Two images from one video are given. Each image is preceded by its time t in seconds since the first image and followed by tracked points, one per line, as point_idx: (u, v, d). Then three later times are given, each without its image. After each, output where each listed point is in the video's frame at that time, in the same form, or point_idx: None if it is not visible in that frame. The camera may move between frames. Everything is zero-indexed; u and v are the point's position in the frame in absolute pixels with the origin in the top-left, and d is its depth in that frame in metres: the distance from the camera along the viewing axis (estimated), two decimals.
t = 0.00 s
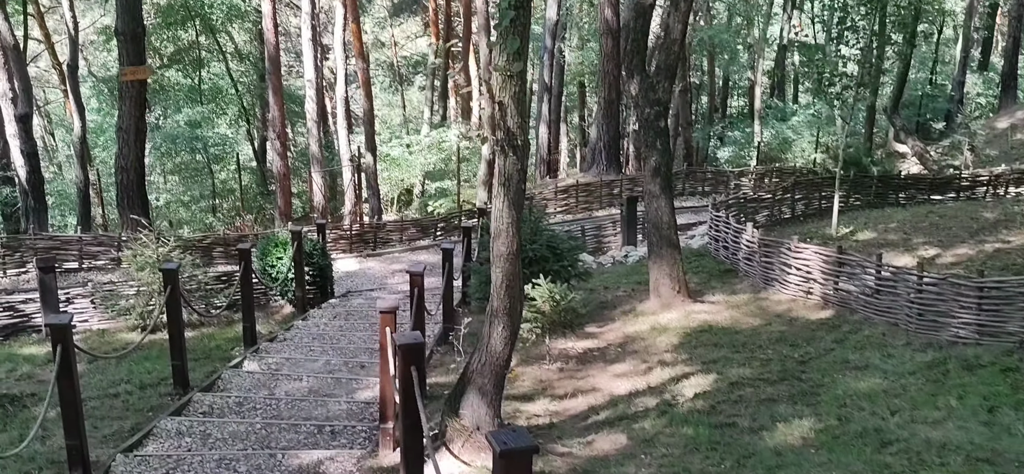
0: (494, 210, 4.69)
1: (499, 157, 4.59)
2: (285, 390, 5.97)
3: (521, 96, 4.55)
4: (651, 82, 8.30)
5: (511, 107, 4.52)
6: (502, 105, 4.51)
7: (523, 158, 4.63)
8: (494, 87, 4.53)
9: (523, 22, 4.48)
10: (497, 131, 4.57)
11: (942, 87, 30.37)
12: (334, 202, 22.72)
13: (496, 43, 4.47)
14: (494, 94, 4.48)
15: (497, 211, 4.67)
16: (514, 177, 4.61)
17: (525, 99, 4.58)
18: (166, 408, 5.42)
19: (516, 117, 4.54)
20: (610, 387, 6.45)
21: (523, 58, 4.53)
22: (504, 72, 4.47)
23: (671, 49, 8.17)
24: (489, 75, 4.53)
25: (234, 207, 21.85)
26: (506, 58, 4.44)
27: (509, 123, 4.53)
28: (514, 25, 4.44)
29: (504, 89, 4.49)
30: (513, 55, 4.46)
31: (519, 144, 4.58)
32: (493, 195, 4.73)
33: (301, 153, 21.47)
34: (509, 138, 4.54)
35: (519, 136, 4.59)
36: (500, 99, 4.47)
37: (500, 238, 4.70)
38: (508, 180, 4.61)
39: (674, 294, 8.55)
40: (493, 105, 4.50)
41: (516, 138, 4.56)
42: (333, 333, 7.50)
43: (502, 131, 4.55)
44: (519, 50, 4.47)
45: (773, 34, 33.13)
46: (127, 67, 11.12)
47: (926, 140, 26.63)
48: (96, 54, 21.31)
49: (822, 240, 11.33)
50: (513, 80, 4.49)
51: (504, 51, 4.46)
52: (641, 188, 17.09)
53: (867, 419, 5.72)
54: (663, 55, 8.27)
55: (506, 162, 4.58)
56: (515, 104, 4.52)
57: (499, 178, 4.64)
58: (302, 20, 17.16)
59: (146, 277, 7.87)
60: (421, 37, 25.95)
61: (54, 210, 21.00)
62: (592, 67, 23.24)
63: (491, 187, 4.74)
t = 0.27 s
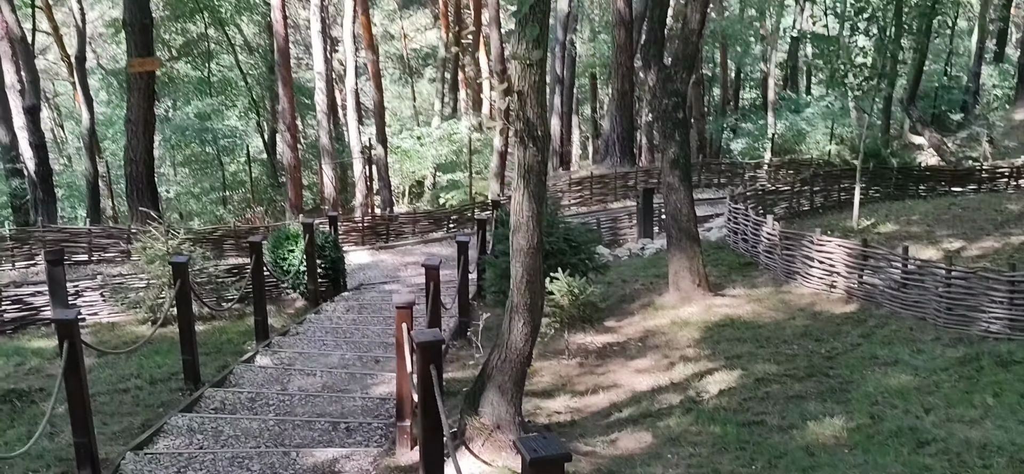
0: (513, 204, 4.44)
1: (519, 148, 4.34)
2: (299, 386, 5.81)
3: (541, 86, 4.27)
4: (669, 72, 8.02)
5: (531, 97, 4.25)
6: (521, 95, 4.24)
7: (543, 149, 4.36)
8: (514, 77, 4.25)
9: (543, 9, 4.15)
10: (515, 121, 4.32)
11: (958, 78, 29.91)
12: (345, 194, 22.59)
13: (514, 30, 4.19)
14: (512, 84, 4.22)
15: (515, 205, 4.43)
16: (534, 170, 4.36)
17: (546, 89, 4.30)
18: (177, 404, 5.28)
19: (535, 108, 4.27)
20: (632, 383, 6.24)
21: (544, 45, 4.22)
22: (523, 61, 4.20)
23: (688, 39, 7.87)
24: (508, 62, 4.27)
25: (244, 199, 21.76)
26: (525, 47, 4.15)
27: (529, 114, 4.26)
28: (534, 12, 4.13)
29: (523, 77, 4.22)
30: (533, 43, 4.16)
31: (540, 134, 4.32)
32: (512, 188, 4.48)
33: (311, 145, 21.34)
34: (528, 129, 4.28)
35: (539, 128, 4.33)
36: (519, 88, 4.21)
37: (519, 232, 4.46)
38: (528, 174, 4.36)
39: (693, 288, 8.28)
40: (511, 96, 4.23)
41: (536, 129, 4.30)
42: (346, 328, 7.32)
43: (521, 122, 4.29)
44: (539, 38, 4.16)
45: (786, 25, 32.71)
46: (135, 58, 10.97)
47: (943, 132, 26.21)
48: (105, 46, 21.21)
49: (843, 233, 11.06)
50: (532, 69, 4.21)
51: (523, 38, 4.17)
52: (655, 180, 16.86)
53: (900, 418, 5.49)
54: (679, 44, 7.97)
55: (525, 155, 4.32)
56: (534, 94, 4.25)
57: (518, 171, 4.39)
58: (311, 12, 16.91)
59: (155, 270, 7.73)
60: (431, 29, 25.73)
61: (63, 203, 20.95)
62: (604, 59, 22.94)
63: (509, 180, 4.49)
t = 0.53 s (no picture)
0: (532, 201, 4.30)
1: (539, 144, 4.20)
2: (310, 383, 5.70)
3: (562, 81, 4.12)
4: (685, 67, 7.86)
5: (552, 92, 4.10)
6: (542, 90, 4.09)
7: (563, 145, 4.21)
8: (535, 71, 4.10)
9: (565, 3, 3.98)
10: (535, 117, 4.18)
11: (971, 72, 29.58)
12: (353, 187, 22.51)
13: (535, 24, 4.02)
14: (533, 79, 4.07)
15: (534, 203, 4.28)
16: (554, 167, 4.21)
17: (567, 83, 4.14)
18: (187, 402, 5.17)
19: (556, 103, 4.12)
20: (649, 381, 6.10)
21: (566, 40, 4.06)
22: (545, 56, 4.04)
23: (706, 33, 7.71)
24: (529, 56, 4.12)
25: (252, 193, 21.70)
26: (547, 41, 3.99)
27: (549, 110, 4.11)
28: (555, 6, 3.95)
29: (545, 72, 4.07)
30: (555, 37, 4.00)
31: (561, 131, 4.18)
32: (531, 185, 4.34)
33: (320, 138, 21.26)
34: (549, 125, 4.14)
35: (560, 124, 4.18)
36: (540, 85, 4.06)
37: (538, 231, 4.31)
38: (548, 171, 4.21)
39: (709, 284, 8.10)
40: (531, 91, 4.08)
41: (557, 124, 4.15)
42: (357, 323, 7.21)
43: (542, 117, 4.15)
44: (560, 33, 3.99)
45: (797, 18, 32.44)
46: (144, 51, 10.88)
47: (956, 125, 25.90)
48: (113, 40, 21.15)
49: (859, 228, 10.87)
50: (554, 63, 4.05)
51: (544, 33, 4.01)
52: (667, 174, 16.71)
53: (927, 418, 5.33)
54: (695, 38, 7.80)
55: (545, 151, 4.19)
56: (555, 89, 4.10)
57: (538, 168, 4.25)
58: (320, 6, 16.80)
59: (164, 265, 7.64)
60: (439, 23, 25.59)
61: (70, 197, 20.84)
62: (614, 52, 22.78)
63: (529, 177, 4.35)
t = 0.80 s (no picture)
0: (552, 196, 4.18)
1: (560, 137, 4.09)
2: (321, 381, 5.59)
3: (585, 72, 3.99)
4: (703, 59, 7.70)
5: (574, 84, 3.98)
6: (565, 81, 3.98)
7: (586, 138, 4.09)
8: (557, 62, 3.98)
9: None
10: (557, 109, 4.07)
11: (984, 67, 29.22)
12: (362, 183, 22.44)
13: (558, 14, 3.89)
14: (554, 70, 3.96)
15: (555, 198, 4.17)
16: (575, 160, 4.09)
17: (590, 75, 4.02)
18: (196, 401, 5.07)
19: (579, 95, 3.99)
20: (666, 379, 5.96)
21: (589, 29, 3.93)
22: (567, 46, 3.91)
23: (724, 25, 7.50)
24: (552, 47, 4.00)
25: (260, 188, 21.67)
26: (569, 31, 3.86)
27: (571, 102, 3.99)
28: None
29: (567, 63, 3.95)
30: (578, 27, 3.86)
31: (583, 123, 4.05)
32: (552, 179, 4.22)
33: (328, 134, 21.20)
34: (571, 117, 4.02)
35: (583, 116, 4.05)
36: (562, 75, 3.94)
37: (558, 226, 4.19)
38: (569, 165, 4.09)
39: (725, 281, 7.93)
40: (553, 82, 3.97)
41: (579, 116, 4.03)
42: (367, 320, 7.10)
43: (564, 110, 4.04)
44: (584, 20, 3.86)
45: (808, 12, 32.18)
46: (153, 45, 10.81)
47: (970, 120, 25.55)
48: (121, 35, 21.12)
49: (876, 223, 10.67)
50: (576, 54, 3.93)
51: (567, 22, 3.88)
52: (680, 168, 16.57)
53: (954, 419, 5.15)
54: (711, 30, 7.63)
55: (567, 144, 4.07)
56: (578, 81, 3.98)
57: (558, 162, 4.12)
58: None
59: (173, 261, 7.55)
60: (448, 17, 25.48)
61: (79, 192, 20.90)
62: (625, 46, 22.62)
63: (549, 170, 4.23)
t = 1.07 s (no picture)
0: (577, 189, 4.06)
1: (586, 128, 3.97)
2: (334, 381, 5.46)
3: (612, 60, 3.90)
4: (722, 51, 7.52)
5: (601, 71, 3.88)
6: (591, 69, 3.88)
7: (612, 128, 3.96)
8: (583, 50, 3.89)
9: None
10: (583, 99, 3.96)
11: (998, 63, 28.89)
12: (370, 179, 22.38)
13: None
14: (580, 58, 3.87)
15: (580, 191, 4.05)
16: (601, 152, 3.96)
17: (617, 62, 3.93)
18: (207, 401, 4.95)
19: (606, 84, 3.90)
20: (687, 380, 5.79)
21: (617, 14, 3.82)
22: (594, 32, 3.81)
23: (744, 17, 7.26)
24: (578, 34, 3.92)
25: (268, 185, 21.61)
26: (596, 16, 3.75)
27: (598, 90, 3.89)
28: None
29: (593, 51, 3.86)
30: (606, 12, 3.76)
31: (610, 113, 3.94)
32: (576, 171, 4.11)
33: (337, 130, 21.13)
34: (597, 107, 3.91)
35: (609, 106, 3.94)
36: (589, 62, 3.85)
37: (582, 221, 4.07)
38: (594, 156, 3.97)
39: (743, 279, 7.75)
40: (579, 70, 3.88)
41: (605, 106, 3.92)
42: (379, 318, 6.98)
43: (590, 99, 3.93)
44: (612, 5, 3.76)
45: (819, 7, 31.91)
46: (162, 39, 10.69)
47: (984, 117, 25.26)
48: (129, 30, 21.04)
49: (895, 220, 10.47)
50: (603, 40, 3.84)
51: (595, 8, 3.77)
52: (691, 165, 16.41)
53: (988, 422, 4.94)
54: (729, 22, 7.46)
55: (592, 135, 3.95)
56: (605, 68, 3.89)
57: (583, 154, 4.01)
58: None
59: (182, 258, 7.43)
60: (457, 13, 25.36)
61: (86, 188, 20.86)
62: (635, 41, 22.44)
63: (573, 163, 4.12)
